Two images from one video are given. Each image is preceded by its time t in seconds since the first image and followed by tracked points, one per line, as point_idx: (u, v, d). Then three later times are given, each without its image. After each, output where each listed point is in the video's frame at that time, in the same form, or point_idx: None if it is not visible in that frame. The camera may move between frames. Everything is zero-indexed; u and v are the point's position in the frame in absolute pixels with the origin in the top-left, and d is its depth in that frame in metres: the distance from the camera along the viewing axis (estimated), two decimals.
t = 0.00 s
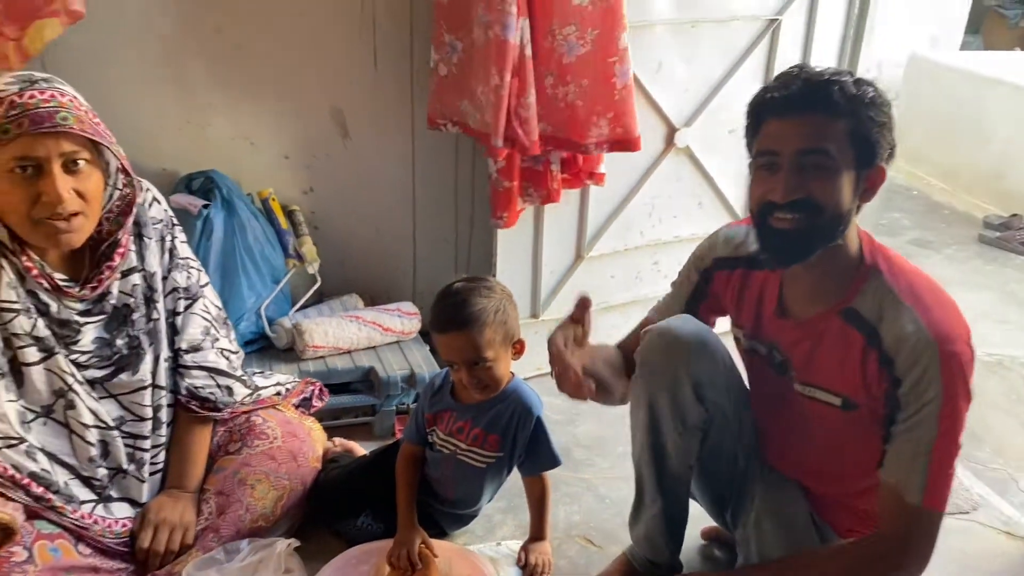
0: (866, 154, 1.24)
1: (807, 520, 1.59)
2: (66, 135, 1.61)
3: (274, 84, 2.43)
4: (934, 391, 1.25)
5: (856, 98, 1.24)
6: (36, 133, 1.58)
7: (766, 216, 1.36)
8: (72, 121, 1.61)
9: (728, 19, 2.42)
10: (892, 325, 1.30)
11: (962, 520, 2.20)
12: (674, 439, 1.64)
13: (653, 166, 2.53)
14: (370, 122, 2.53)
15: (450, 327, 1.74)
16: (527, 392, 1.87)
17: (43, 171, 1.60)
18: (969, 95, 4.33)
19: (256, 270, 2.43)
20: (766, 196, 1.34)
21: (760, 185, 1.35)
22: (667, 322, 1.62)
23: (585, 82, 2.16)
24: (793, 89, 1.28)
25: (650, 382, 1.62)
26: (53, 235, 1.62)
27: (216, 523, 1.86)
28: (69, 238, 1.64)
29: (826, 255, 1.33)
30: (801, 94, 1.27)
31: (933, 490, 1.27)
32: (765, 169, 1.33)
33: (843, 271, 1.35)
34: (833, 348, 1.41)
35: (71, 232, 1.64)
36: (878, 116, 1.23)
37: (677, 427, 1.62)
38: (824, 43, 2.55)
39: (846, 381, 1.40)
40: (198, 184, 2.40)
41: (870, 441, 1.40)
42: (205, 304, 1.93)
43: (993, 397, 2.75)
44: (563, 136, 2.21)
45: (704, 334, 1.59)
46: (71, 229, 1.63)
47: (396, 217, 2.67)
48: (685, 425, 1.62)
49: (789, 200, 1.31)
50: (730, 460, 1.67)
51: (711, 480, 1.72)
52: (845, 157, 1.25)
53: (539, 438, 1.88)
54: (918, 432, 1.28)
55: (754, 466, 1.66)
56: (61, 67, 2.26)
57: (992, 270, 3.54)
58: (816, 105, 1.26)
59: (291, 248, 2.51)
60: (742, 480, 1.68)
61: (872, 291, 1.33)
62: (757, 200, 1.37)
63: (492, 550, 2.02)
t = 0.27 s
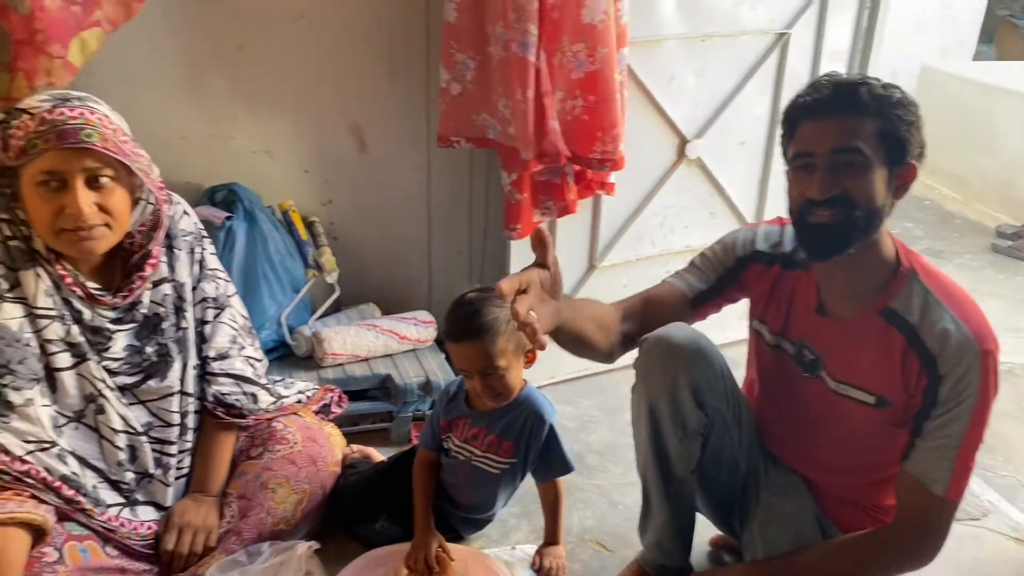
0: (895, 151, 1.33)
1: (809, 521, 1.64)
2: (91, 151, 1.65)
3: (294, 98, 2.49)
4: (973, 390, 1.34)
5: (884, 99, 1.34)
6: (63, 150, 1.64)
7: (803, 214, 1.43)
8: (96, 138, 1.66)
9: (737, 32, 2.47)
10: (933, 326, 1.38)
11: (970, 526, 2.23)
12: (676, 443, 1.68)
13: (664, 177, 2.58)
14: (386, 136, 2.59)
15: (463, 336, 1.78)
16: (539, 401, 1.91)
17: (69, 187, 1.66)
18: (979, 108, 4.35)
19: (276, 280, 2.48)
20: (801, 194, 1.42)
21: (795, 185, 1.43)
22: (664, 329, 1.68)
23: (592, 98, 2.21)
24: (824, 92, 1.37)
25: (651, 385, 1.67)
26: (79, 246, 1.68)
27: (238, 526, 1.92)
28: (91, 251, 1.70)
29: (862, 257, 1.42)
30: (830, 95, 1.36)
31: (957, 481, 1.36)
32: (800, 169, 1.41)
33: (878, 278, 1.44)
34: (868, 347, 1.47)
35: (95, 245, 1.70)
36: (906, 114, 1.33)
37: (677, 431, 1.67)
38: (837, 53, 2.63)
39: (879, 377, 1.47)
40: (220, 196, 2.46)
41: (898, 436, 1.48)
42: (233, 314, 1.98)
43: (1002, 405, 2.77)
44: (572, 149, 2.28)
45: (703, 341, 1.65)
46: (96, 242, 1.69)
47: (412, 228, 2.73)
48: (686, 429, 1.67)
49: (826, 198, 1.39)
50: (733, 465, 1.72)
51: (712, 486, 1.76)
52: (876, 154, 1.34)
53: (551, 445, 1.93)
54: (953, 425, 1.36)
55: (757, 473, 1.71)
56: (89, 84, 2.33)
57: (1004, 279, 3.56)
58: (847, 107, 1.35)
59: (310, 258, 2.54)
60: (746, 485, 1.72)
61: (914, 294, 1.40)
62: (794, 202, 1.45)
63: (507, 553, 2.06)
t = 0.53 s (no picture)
0: (899, 155, 1.39)
1: (812, 524, 1.64)
2: (116, 164, 1.68)
3: (306, 109, 2.52)
4: (975, 396, 1.35)
5: (887, 106, 1.40)
6: (91, 163, 1.66)
7: (811, 219, 1.47)
8: (122, 151, 1.68)
9: (744, 42, 2.49)
10: (938, 333, 1.39)
11: (978, 533, 2.23)
12: (677, 443, 1.70)
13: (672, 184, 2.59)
14: (396, 146, 2.62)
15: (476, 339, 1.80)
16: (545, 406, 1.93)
17: (94, 199, 1.68)
18: (989, 115, 4.36)
19: (288, 289, 2.51)
20: (808, 199, 1.47)
21: (802, 191, 1.48)
22: (664, 331, 1.71)
23: (597, 106, 2.24)
24: (829, 100, 1.44)
25: (652, 385, 1.69)
26: (99, 258, 1.70)
27: (250, 532, 1.93)
28: (112, 263, 1.72)
29: (870, 261, 1.45)
30: (835, 103, 1.43)
31: (960, 487, 1.37)
32: (807, 174, 1.46)
33: (883, 286, 1.46)
34: (874, 353, 1.48)
35: (115, 257, 1.72)
36: (909, 121, 1.39)
37: (678, 431, 1.69)
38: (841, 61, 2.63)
39: (884, 383, 1.47)
40: (234, 206, 2.49)
41: (901, 443, 1.49)
42: (252, 323, 2.02)
43: (1012, 412, 2.77)
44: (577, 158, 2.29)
45: (703, 342, 1.68)
46: (116, 254, 1.72)
47: (422, 237, 2.75)
48: (687, 429, 1.69)
49: (834, 200, 1.43)
50: (738, 468, 1.73)
51: (717, 489, 1.77)
52: (881, 158, 1.39)
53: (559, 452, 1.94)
54: (956, 432, 1.37)
55: (761, 475, 1.72)
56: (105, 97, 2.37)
57: (1014, 286, 3.55)
58: (851, 114, 1.41)
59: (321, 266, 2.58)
60: (750, 487, 1.74)
61: (920, 301, 1.42)
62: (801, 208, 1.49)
63: (515, 559, 2.08)
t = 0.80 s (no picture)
0: (897, 158, 1.36)
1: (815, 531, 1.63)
2: (131, 175, 1.65)
3: (306, 114, 2.51)
4: (977, 405, 1.33)
5: (881, 109, 1.38)
6: (104, 171, 1.63)
7: (811, 225, 1.45)
8: (139, 162, 1.66)
9: (746, 46, 2.47)
10: (940, 341, 1.37)
11: (985, 541, 2.20)
12: (676, 447, 1.69)
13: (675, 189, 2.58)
14: (397, 151, 2.61)
15: (474, 342, 1.79)
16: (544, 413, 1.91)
17: (107, 208, 1.65)
18: (995, 119, 4.33)
19: (289, 295, 2.50)
20: (807, 206, 1.45)
21: (800, 198, 1.46)
22: (662, 333, 1.69)
23: (597, 110, 2.23)
24: (822, 106, 1.42)
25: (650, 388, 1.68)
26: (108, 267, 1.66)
27: (248, 539, 1.92)
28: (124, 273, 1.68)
29: (871, 266, 1.43)
30: (829, 108, 1.41)
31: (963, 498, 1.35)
32: (805, 180, 1.44)
33: (888, 291, 1.44)
34: (876, 361, 1.46)
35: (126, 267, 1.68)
36: (905, 123, 1.36)
37: (676, 435, 1.68)
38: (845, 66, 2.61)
39: (886, 391, 1.46)
40: (234, 212, 2.48)
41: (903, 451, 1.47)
42: (256, 330, 2.01)
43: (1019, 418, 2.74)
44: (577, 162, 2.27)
45: (701, 345, 1.66)
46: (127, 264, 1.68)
47: (424, 241, 2.75)
48: (685, 433, 1.67)
49: (832, 206, 1.41)
50: (738, 473, 1.72)
51: (717, 493, 1.76)
52: (877, 162, 1.37)
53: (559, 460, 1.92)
54: (960, 441, 1.35)
55: (762, 480, 1.71)
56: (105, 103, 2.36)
57: (1021, 291, 3.53)
58: (845, 118, 1.39)
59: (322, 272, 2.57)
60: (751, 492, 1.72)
61: (922, 309, 1.40)
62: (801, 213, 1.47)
63: (516, 567, 2.06)
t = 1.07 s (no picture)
0: (902, 163, 1.35)
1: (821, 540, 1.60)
2: (146, 180, 1.64)
3: (310, 115, 2.49)
4: (985, 412, 1.29)
5: (884, 114, 1.37)
6: (119, 174, 1.62)
7: (814, 232, 1.43)
8: (154, 168, 1.65)
9: (754, 47, 2.44)
10: (947, 347, 1.34)
11: (994, 549, 2.17)
12: (679, 452, 1.66)
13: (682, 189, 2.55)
14: (401, 151, 2.59)
15: (475, 344, 1.77)
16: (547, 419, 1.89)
17: (120, 212, 1.63)
18: (1005, 120, 4.29)
19: (291, 297, 2.49)
20: (811, 211, 1.43)
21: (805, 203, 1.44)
22: (665, 335, 1.67)
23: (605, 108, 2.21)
24: (824, 111, 1.42)
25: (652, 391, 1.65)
26: (118, 271, 1.64)
27: (249, 545, 1.91)
28: (134, 277, 1.67)
29: (878, 272, 1.41)
30: (832, 114, 1.40)
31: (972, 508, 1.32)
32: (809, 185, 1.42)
33: (897, 297, 1.41)
34: (883, 368, 1.44)
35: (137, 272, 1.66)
36: (908, 128, 1.36)
37: (680, 438, 1.65)
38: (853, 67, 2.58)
39: (893, 399, 1.43)
40: (236, 212, 2.46)
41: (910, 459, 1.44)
42: (261, 335, 2.00)
43: None
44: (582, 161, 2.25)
45: (704, 347, 1.64)
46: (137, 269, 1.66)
47: (428, 243, 2.73)
48: (687, 436, 1.65)
49: (835, 211, 1.39)
50: (742, 479, 1.70)
51: (721, 499, 1.74)
52: (882, 166, 1.35)
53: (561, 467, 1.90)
54: (967, 450, 1.32)
55: (767, 487, 1.69)
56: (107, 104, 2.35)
57: None
58: (847, 123, 1.38)
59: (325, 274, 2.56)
60: (757, 498, 1.70)
61: (930, 315, 1.37)
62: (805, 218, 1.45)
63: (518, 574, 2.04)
